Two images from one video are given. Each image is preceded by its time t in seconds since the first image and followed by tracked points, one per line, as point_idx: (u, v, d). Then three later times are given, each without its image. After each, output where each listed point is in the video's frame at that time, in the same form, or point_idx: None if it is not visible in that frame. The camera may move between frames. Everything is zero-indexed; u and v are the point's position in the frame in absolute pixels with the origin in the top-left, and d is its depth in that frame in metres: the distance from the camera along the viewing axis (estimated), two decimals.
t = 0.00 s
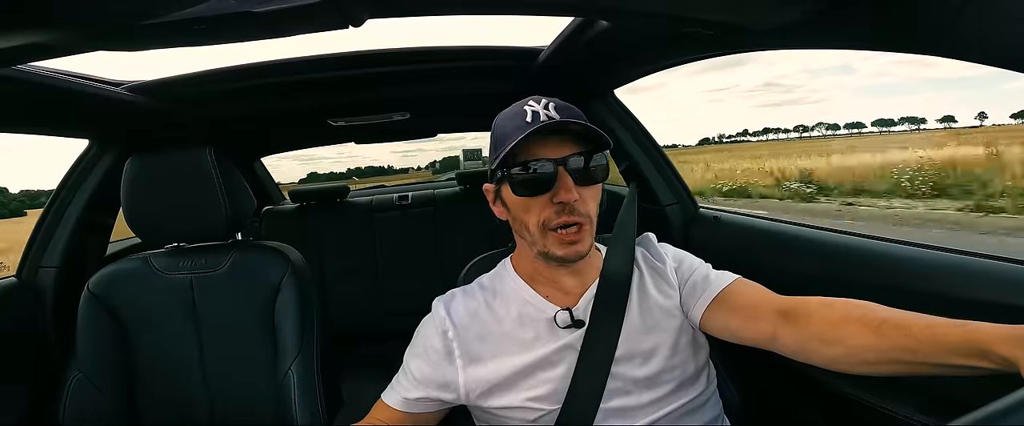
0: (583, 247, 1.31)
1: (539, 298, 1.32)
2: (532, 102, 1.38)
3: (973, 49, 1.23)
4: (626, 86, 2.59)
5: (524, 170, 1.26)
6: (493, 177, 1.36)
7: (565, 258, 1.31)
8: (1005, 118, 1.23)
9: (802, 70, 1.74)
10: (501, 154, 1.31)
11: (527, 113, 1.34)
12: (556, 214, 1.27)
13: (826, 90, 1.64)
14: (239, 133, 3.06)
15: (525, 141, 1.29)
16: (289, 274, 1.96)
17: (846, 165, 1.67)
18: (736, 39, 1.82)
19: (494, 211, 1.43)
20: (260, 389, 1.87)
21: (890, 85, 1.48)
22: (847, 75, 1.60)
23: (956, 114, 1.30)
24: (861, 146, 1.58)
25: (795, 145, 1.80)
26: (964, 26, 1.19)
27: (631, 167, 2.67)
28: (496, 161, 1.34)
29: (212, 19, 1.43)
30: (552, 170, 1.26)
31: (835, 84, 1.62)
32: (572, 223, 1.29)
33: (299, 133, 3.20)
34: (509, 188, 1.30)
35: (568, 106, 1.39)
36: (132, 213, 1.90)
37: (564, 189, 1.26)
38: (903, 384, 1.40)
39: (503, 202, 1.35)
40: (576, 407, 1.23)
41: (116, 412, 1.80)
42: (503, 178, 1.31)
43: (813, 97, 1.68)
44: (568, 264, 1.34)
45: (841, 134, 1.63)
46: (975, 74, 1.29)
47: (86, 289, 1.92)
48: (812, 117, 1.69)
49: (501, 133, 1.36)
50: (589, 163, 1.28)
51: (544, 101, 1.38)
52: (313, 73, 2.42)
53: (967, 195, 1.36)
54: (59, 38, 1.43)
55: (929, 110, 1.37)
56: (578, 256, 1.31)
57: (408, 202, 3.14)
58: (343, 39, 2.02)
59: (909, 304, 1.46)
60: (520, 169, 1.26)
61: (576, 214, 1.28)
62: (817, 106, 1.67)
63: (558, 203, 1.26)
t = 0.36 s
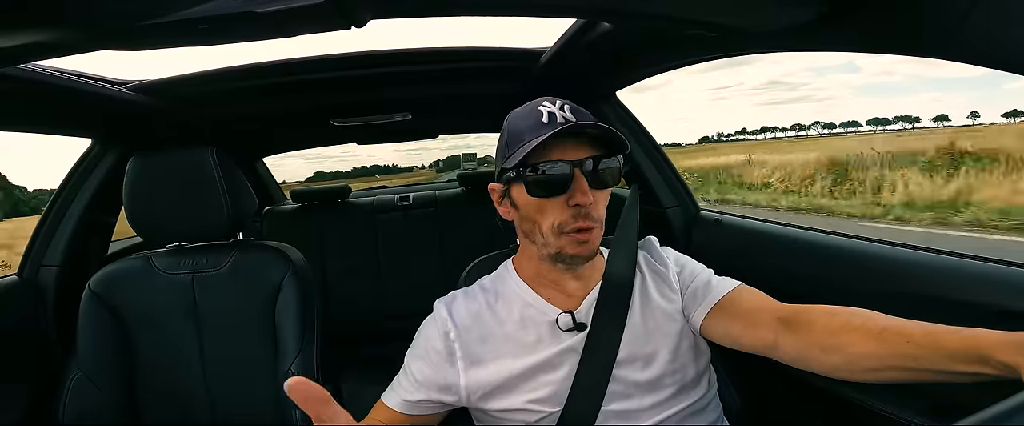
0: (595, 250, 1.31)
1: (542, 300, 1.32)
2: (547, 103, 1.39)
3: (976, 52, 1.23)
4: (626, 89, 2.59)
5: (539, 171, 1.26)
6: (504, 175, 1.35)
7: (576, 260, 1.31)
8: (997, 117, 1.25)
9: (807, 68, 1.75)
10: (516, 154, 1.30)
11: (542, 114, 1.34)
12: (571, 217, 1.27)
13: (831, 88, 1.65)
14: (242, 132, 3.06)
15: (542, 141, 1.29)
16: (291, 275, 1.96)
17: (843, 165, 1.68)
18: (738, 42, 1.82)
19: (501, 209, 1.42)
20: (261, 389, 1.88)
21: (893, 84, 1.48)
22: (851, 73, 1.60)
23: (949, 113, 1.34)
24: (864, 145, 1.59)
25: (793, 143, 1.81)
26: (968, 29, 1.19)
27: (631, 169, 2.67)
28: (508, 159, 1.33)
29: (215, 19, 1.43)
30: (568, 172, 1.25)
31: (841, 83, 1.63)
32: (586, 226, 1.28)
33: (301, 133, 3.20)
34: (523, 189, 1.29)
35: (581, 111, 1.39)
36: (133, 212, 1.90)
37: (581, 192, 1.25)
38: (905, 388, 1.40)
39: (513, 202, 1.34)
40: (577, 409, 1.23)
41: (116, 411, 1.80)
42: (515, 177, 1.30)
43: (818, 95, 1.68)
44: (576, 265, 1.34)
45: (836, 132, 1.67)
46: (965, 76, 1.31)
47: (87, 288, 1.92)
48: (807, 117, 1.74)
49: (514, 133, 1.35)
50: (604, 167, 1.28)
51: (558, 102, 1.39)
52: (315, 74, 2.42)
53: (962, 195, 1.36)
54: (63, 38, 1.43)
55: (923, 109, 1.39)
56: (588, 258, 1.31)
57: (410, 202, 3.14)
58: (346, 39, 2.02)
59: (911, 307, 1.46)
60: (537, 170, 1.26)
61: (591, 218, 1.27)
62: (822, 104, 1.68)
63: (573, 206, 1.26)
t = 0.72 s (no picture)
0: (599, 247, 1.30)
1: (542, 300, 1.32)
2: (555, 101, 1.39)
3: (975, 50, 1.23)
4: (627, 89, 2.61)
5: (547, 165, 1.25)
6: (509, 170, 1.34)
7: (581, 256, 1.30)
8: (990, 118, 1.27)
9: (809, 67, 1.73)
10: (525, 147, 1.30)
11: (552, 111, 1.35)
12: (579, 210, 1.26)
13: (837, 87, 1.62)
14: (241, 133, 3.06)
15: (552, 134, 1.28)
16: (291, 275, 1.96)
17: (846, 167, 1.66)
18: (738, 41, 1.82)
19: (503, 205, 1.41)
20: (261, 389, 1.88)
21: (900, 82, 1.47)
22: (859, 72, 1.58)
23: (943, 114, 1.34)
24: (862, 147, 1.59)
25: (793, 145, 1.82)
26: (968, 28, 1.19)
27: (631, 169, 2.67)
28: (516, 153, 1.32)
29: (215, 19, 1.43)
30: (578, 165, 1.25)
31: (846, 83, 1.60)
32: (592, 222, 1.28)
33: (301, 133, 3.20)
34: (530, 182, 1.29)
35: (587, 111, 1.41)
36: (133, 213, 1.90)
37: (590, 186, 1.25)
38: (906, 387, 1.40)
39: (518, 196, 1.33)
40: (577, 408, 1.23)
41: (117, 412, 1.80)
42: (523, 170, 1.29)
43: (824, 95, 1.66)
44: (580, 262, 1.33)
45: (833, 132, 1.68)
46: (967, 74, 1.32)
47: (88, 288, 1.93)
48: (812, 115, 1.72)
49: (522, 129, 1.35)
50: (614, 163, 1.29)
51: (567, 101, 1.40)
52: (316, 74, 2.42)
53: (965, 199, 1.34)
54: (63, 38, 1.43)
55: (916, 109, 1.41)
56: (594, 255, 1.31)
57: (410, 202, 3.14)
58: (346, 39, 2.02)
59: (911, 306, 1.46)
60: (547, 163, 1.25)
61: (598, 213, 1.27)
62: (828, 103, 1.65)
63: (581, 200, 1.25)
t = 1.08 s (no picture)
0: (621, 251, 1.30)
1: (543, 299, 1.32)
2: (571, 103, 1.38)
3: (982, 50, 1.23)
4: (628, 88, 2.61)
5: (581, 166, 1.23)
6: (529, 171, 1.28)
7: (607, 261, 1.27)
8: (980, 119, 1.29)
9: (814, 67, 1.73)
10: (555, 147, 1.26)
11: (573, 113, 1.33)
12: (608, 214, 1.24)
13: (842, 87, 1.63)
14: (241, 133, 3.06)
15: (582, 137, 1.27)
16: (292, 275, 1.96)
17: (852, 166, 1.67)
18: (738, 41, 1.82)
19: (515, 208, 1.34)
20: (261, 389, 1.88)
21: (901, 82, 1.47)
22: (861, 72, 1.59)
23: (934, 115, 1.37)
24: (864, 145, 1.61)
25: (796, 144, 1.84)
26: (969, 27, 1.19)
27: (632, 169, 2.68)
28: (541, 153, 1.27)
29: (216, 19, 1.43)
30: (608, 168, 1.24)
31: (851, 81, 1.61)
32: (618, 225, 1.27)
33: (301, 133, 3.20)
34: (559, 184, 1.24)
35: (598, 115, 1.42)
36: (134, 214, 1.90)
37: (619, 190, 1.25)
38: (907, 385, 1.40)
39: (540, 200, 1.28)
40: (577, 408, 1.23)
41: (117, 412, 1.80)
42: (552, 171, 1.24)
43: (828, 94, 1.66)
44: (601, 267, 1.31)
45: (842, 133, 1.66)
46: (971, 74, 1.32)
47: (88, 289, 1.93)
48: (830, 117, 1.68)
49: (543, 131, 1.30)
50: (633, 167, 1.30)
51: (581, 103, 1.39)
52: (316, 74, 2.42)
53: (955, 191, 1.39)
54: (64, 39, 1.43)
55: (907, 111, 1.45)
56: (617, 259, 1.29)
57: (410, 202, 3.14)
58: (347, 40, 2.02)
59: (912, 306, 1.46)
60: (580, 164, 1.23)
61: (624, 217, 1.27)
62: (829, 103, 1.66)
63: (611, 203, 1.24)
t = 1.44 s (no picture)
0: (591, 261, 1.32)
1: (543, 300, 1.33)
2: (536, 110, 1.38)
3: (977, 50, 1.22)
4: (628, 88, 2.61)
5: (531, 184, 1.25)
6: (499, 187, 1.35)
7: (573, 271, 1.31)
8: (969, 119, 1.32)
9: (815, 65, 1.73)
10: (510, 168, 1.30)
11: (533, 124, 1.33)
12: (566, 230, 1.27)
13: (842, 85, 1.63)
14: (241, 133, 3.06)
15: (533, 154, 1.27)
16: (292, 275, 1.96)
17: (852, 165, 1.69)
18: (738, 41, 1.82)
19: (499, 217, 1.41)
20: (262, 389, 1.88)
21: (905, 81, 1.49)
22: (862, 71, 1.58)
23: (923, 115, 1.42)
24: (866, 145, 1.61)
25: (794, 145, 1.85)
26: (969, 26, 1.19)
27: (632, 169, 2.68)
28: (504, 171, 1.33)
29: (216, 19, 1.43)
30: (561, 186, 1.25)
31: (852, 80, 1.60)
32: (581, 239, 1.29)
33: (301, 134, 3.20)
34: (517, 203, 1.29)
35: (574, 111, 1.38)
36: (134, 214, 1.90)
37: (574, 207, 1.25)
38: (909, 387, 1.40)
39: (510, 212, 1.34)
40: (577, 408, 1.23)
41: (117, 412, 1.80)
42: (511, 192, 1.29)
43: (829, 93, 1.67)
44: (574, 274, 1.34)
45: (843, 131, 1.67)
46: (970, 74, 1.31)
47: (88, 289, 1.93)
48: (823, 116, 1.71)
49: (507, 144, 1.35)
50: (599, 175, 1.27)
51: (548, 107, 1.38)
52: (316, 74, 2.42)
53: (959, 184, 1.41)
54: (65, 39, 1.43)
55: (904, 110, 1.47)
56: (587, 269, 1.32)
57: (410, 202, 3.14)
58: (346, 40, 2.02)
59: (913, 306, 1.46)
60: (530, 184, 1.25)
61: (585, 230, 1.28)
62: (833, 101, 1.66)
63: (567, 221, 1.26)
